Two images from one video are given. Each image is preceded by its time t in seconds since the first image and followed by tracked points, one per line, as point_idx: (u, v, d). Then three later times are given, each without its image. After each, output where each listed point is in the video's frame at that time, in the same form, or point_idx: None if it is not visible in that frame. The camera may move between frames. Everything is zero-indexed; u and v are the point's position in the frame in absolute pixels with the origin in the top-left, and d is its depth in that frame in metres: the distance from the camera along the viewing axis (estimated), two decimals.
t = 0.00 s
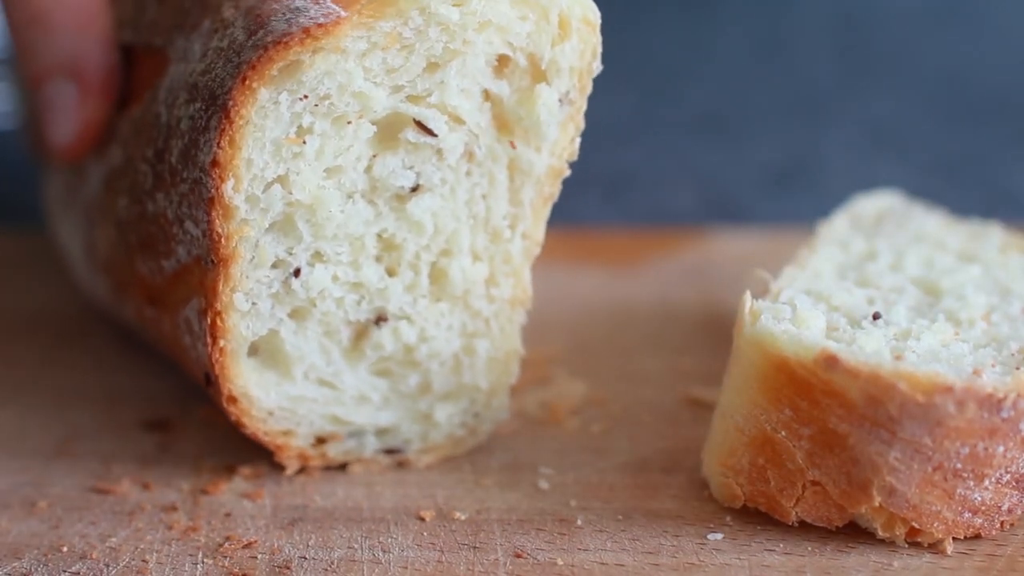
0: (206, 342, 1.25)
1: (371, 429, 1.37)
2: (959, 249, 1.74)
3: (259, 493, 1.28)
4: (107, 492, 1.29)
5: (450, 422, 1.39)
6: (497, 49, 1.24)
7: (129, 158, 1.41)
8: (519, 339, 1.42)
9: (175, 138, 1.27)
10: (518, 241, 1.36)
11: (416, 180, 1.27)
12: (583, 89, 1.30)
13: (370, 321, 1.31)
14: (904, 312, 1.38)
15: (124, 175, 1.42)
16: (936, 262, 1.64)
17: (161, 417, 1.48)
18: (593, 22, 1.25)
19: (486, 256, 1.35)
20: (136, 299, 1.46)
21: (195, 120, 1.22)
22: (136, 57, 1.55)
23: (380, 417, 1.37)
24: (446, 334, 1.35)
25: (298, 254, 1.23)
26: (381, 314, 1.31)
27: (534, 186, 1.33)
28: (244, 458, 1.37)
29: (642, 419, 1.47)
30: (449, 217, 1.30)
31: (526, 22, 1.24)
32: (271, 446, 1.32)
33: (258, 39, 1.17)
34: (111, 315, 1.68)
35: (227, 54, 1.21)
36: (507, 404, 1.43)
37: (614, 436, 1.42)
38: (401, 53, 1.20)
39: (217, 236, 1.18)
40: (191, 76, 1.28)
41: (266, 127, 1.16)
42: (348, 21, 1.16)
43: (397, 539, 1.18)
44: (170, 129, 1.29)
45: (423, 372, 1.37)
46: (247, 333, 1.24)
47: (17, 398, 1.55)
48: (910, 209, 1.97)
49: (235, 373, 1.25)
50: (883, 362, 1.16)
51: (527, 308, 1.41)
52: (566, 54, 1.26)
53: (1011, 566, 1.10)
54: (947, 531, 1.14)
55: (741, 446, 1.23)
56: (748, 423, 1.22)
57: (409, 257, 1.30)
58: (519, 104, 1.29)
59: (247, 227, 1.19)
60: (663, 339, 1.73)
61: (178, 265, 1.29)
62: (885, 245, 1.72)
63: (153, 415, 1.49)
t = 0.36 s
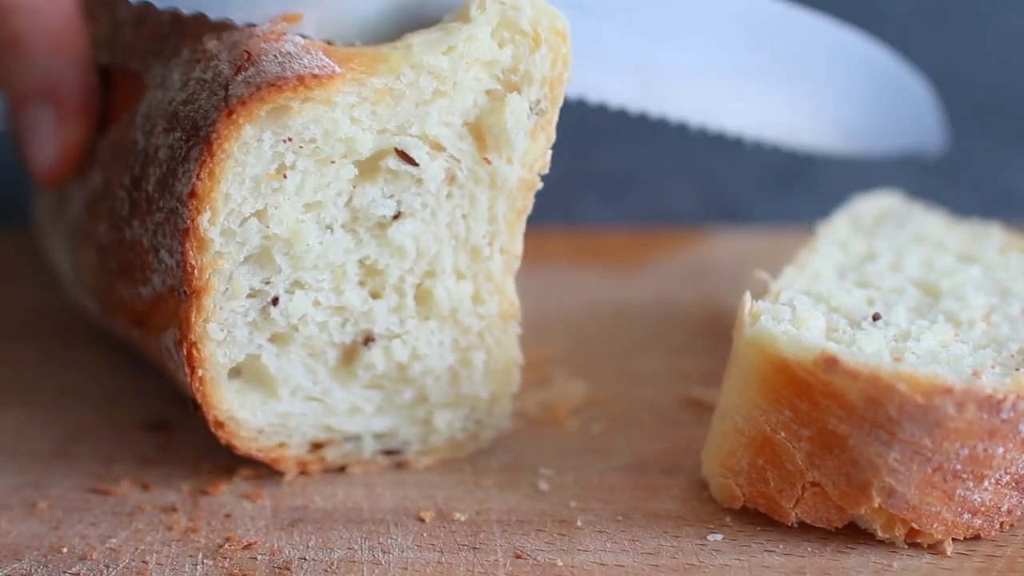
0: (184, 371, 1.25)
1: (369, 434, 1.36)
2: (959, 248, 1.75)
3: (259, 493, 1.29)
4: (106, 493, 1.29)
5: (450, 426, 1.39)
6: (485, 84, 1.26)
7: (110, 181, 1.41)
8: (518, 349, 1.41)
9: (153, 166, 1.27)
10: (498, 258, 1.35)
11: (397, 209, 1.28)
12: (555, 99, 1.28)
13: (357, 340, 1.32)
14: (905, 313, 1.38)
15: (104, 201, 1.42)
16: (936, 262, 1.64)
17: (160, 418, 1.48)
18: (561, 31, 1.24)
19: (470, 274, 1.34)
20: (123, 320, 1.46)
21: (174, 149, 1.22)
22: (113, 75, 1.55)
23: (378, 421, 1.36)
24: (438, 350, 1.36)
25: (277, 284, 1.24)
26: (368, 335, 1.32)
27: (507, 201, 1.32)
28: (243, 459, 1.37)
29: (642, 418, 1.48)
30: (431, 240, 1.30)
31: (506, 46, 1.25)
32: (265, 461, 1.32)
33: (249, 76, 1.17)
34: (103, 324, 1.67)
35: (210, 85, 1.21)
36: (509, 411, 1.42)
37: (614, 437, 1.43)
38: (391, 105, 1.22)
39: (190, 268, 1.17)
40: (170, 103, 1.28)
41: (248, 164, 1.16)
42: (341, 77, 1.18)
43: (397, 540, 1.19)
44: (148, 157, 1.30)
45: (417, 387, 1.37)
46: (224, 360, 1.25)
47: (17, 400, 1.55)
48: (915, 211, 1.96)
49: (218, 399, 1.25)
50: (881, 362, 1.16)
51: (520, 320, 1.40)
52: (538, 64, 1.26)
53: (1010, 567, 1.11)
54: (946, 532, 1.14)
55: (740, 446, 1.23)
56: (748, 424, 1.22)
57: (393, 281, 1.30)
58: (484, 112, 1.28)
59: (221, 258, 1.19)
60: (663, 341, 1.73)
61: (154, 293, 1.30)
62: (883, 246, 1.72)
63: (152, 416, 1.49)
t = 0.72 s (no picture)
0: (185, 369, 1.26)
1: (367, 433, 1.36)
2: (960, 248, 1.75)
3: (259, 493, 1.29)
4: (106, 493, 1.29)
5: (452, 425, 1.39)
6: (454, 89, 1.26)
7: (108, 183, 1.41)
8: (511, 346, 1.40)
9: (141, 168, 1.26)
10: (482, 256, 1.33)
11: (378, 211, 1.27)
12: (521, 101, 1.27)
13: (353, 339, 1.31)
14: (905, 313, 1.38)
15: (101, 205, 1.43)
16: (936, 262, 1.64)
17: (160, 418, 1.48)
18: (514, 31, 1.23)
19: (456, 272, 1.33)
20: (124, 323, 1.46)
21: (155, 152, 1.21)
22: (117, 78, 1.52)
23: (376, 420, 1.36)
24: (433, 348, 1.35)
25: (271, 283, 1.24)
26: (363, 334, 1.31)
27: (487, 202, 1.31)
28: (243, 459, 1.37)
29: (643, 418, 1.48)
30: (417, 239, 1.29)
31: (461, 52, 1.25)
32: (264, 459, 1.32)
33: (210, 81, 1.17)
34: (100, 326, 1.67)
35: (184, 85, 1.21)
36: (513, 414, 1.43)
37: (613, 437, 1.43)
38: (365, 109, 1.22)
39: (182, 268, 1.18)
40: (155, 104, 1.28)
41: (225, 161, 1.16)
42: (319, 81, 1.18)
43: (397, 539, 1.19)
44: (137, 159, 1.29)
45: (414, 386, 1.37)
46: (224, 358, 1.25)
47: (18, 399, 1.55)
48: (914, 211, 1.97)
49: (217, 399, 1.26)
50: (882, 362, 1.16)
51: (508, 316, 1.38)
52: (497, 70, 1.25)
53: (1010, 566, 1.11)
54: (946, 531, 1.14)
55: (740, 446, 1.23)
56: (748, 423, 1.22)
57: (382, 281, 1.30)
58: (454, 114, 1.27)
59: (212, 257, 1.19)
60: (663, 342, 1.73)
61: (154, 294, 1.30)
62: (883, 246, 1.72)
63: (152, 416, 1.49)
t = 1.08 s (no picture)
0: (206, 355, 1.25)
1: (375, 432, 1.36)
2: (959, 248, 1.75)
3: (259, 493, 1.29)
4: (106, 493, 1.29)
5: (454, 425, 1.39)
6: (514, 92, 1.26)
7: (149, 166, 1.42)
8: (531, 350, 1.42)
9: (194, 149, 1.27)
10: (527, 256, 1.35)
11: (429, 207, 1.27)
12: (587, 109, 1.29)
13: (380, 334, 1.31)
14: (905, 312, 1.38)
15: (138, 185, 1.43)
16: (936, 262, 1.64)
17: (161, 417, 1.48)
18: (584, 42, 1.24)
19: (496, 272, 1.34)
20: (138, 312, 1.45)
21: (213, 132, 1.22)
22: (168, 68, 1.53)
23: (382, 420, 1.36)
24: (456, 347, 1.36)
25: (306, 273, 1.23)
26: (390, 328, 1.31)
27: (541, 204, 1.32)
28: (243, 458, 1.37)
29: (643, 418, 1.48)
30: (462, 236, 1.29)
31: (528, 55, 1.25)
32: (270, 458, 1.32)
33: (281, 69, 1.17)
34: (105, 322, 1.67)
35: (249, 71, 1.21)
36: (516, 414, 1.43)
37: (613, 437, 1.43)
38: (426, 109, 1.21)
39: (224, 251, 1.18)
40: (213, 90, 1.28)
41: (283, 148, 1.16)
42: (383, 77, 1.18)
43: (397, 539, 1.19)
44: (189, 140, 1.30)
45: (430, 383, 1.37)
46: (247, 349, 1.24)
47: (18, 398, 1.55)
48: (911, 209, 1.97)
49: (233, 389, 1.25)
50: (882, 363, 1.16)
51: (538, 321, 1.40)
52: (565, 77, 1.26)
53: (1010, 566, 1.11)
54: (946, 531, 1.14)
55: (740, 446, 1.23)
56: (748, 423, 1.22)
57: (420, 276, 1.30)
58: (518, 120, 1.28)
59: (254, 244, 1.19)
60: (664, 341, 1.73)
61: (183, 278, 1.29)
62: (883, 246, 1.72)
63: (152, 416, 1.49)
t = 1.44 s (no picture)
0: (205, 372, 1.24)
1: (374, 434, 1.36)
2: (959, 248, 1.75)
3: (259, 493, 1.29)
4: (106, 493, 1.29)
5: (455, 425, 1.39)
6: (574, 132, 1.30)
7: (167, 182, 1.45)
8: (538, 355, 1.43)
9: (235, 172, 1.31)
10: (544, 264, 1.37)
11: (463, 228, 1.28)
12: (642, 143, 1.33)
13: (387, 347, 1.31)
14: (905, 313, 1.38)
15: (155, 197, 1.45)
16: (937, 262, 1.64)
17: (160, 418, 1.48)
18: (648, 77, 1.28)
19: (510, 279, 1.35)
20: (138, 321, 1.45)
21: (270, 162, 1.25)
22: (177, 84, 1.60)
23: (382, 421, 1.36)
24: (463, 356, 1.36)
25: (319, 297, 1.23)
26: (398, 341, 1.31)
27: (580, 218, 1.36)
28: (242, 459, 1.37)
29: (644, 417, 1.48)
30: (484, 254, 1.30)
31: (587, 93, 1.29)
32: (269, 469, 1.31)
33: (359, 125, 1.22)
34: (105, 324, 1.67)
35: (325, 117, 1.26)
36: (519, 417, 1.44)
37: (613, 437, 1.43)
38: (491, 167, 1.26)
39: (251, 274, 1.17)
40: (272, 126, 1.33)
41: (343, 197, 1.19)
42: (452, 140, 1.22)
43: (398, 540, 1.19)
44: (230, 162, 1.34)
45: (436, 392, 1.37)
46: (246, 370, 1.23)
47: (18, 399, 1.55)
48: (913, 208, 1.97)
49: (231, 406, 1.24)
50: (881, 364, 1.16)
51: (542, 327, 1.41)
52: (626, 109, 1.29)
53: (1010, 566, 1.11)
54: (945, 532, 1.14)
55: (740, 446, 1.23)
56: (748, 424, 1.22)
57: (438, 289, 1.30)
58: (572, 150, 1.32)
59: (281, 275, 1.19)
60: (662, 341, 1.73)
61: (189, 291, 1.29)
62: (881, 245, 1.72)
63: (152, 416, 1.49)
